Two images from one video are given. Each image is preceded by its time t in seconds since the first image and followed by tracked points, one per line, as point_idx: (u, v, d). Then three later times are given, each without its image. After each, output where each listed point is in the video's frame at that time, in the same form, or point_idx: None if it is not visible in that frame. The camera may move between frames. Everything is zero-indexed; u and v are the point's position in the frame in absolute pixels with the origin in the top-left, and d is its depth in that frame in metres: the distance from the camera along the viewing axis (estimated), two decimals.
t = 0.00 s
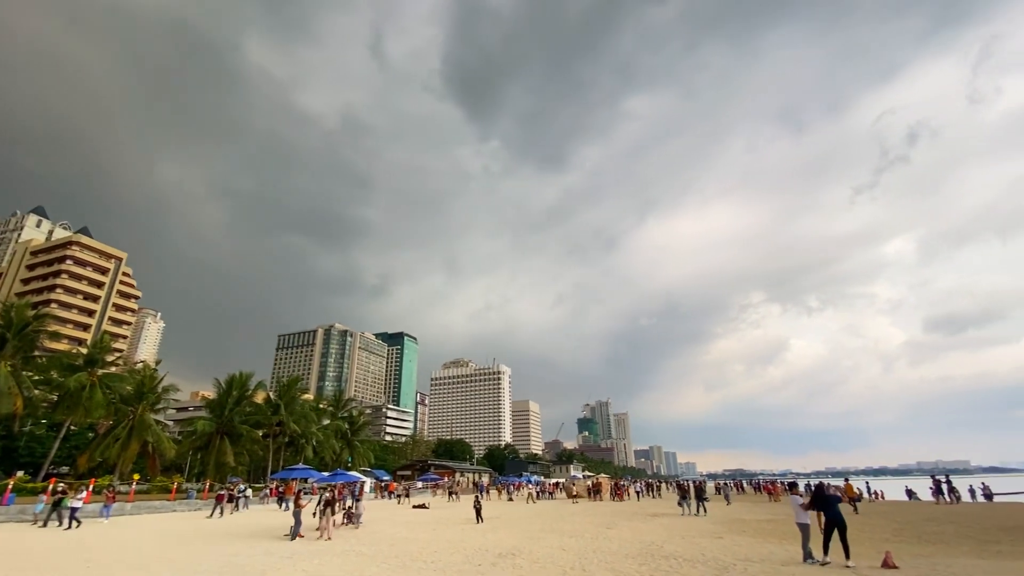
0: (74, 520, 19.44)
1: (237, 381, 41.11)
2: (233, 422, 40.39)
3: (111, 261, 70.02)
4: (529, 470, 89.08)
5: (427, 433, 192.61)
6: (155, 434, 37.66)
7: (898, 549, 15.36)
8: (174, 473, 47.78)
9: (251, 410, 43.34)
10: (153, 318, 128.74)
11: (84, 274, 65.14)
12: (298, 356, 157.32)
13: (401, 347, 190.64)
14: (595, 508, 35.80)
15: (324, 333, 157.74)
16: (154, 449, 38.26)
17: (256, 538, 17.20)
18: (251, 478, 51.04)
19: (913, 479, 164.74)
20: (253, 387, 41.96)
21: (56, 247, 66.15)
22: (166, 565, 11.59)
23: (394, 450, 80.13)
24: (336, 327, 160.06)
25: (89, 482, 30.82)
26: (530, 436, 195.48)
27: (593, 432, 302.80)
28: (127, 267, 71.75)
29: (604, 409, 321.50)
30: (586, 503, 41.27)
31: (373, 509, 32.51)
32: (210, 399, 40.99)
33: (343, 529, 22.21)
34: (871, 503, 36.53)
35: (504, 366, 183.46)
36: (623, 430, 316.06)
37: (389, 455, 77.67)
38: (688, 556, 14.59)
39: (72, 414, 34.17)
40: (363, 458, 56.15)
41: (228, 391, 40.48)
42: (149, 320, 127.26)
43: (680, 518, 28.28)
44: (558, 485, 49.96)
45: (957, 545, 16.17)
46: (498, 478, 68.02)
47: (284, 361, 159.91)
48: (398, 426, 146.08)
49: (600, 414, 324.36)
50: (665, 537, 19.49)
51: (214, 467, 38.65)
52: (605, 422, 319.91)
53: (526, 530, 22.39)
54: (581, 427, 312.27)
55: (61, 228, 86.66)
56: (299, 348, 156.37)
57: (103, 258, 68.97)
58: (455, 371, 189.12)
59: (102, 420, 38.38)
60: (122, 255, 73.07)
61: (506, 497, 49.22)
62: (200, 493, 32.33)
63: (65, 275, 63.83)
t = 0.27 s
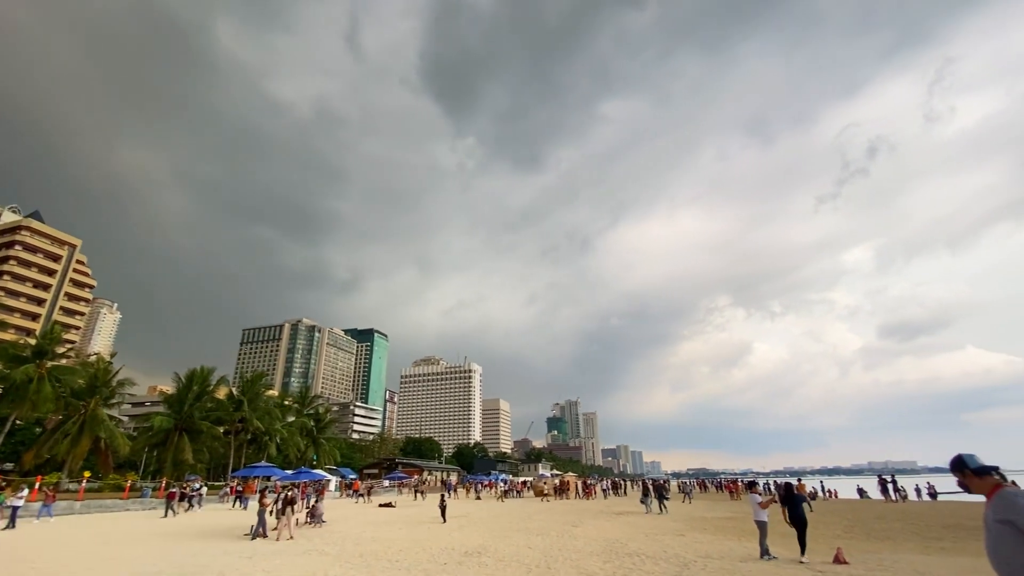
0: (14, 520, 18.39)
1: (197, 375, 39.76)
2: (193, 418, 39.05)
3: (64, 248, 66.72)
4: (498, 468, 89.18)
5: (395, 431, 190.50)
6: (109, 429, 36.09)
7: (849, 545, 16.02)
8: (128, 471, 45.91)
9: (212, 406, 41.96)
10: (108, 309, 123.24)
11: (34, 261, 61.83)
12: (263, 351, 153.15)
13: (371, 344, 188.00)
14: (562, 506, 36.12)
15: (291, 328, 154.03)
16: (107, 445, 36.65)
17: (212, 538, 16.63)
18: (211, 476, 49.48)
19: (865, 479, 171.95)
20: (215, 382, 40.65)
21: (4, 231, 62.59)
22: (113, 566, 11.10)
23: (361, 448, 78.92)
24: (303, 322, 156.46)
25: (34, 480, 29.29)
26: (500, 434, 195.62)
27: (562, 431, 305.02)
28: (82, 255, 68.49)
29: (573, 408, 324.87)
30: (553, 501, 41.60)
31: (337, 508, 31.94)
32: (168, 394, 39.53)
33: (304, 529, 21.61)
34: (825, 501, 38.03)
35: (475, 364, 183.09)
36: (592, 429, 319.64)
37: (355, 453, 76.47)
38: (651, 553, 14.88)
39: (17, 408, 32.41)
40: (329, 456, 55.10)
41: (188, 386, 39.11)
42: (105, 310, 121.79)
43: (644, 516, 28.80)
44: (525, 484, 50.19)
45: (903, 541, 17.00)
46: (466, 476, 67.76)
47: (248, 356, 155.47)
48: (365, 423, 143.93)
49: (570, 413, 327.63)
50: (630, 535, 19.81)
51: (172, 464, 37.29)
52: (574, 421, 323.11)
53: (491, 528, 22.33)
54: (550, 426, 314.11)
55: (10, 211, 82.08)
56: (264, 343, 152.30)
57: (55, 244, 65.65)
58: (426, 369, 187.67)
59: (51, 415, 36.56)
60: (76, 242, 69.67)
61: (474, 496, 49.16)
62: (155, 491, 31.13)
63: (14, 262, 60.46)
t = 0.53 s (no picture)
0: None
1: (156, 369, 38.33)
2: (151, 414, 37.63)
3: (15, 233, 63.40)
4: (467, 467, 89.01)
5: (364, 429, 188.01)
6: (59, 425, 34.42)
7: (804, 542, 16.62)
8: (80, 468, 44.03)
9: (171, 401, 40.52)
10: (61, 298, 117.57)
11: None
12: (227, 345, 148.69)
13: (341, 340, 184.84)
14: (529, 505, 36.31)
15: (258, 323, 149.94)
16: (56, 441, 34.99)
17: (168, 538, 16.07)
18: (169, 473, 47.88)
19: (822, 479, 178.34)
20: (176, 376, 39.28)
21: None
22: (61, 567, 10.68)
23: (328, 446, 77.61)
24: (270, 316, 152.51)
25: None
26: (470, 432, 195.28)
27: (532, 429, 307.02)
28: (34, 241, 65.17)
29: (544, 407, 326.94)
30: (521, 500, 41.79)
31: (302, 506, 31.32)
32: (125, 389, 37.98)
33: (266, 528, 21.06)
34: (784, 499, 39.32)
35: (447, 362, 182.12)
36: (562, 428, 322.79)
37: (322, 451, 75.14)
38: (616, 550, 15.13)
39: None
40: (294, 454, 53.92)
41: (146, 380, 37.65)
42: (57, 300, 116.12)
43: (609, 514, 29.24)
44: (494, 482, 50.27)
45: (854, 538, 17.79)
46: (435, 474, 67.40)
47: (212, 350, 150.73)
48: (333, 421, 141.45)
49: (540, 412, 329.65)
50: (596, 533, 20.07)
51: (126, 461, 35.86)
52: (545, 420, 325.24)
53: (459, 527, 22.28)
54: (520, 424, 315.55)
55: None
56: (229, 338, 147.92)
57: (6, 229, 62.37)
58: (397, 366, 185.64)
59: None
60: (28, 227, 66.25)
61: (442, 494, 48.94)
62: (108, 489, 29.90)
63: None
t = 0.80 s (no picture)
0: None
1: (115, 362, 36.86)
2: (108, 408, 36.15)
3: None
4: (437, 465, 88.61)
5: (333, 426, 184.97)
6: (7, 419, 32.73)
7: (764, 538, 17.19)
8: (29, 465, 42.01)
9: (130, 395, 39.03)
10: (12, 287, 111.68)
11: None
12: (191, 339, 143.87)
13: (311, 335, 181.30)
14: (498, 503, 36.45)
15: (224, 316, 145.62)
16: (4, 436, 33.27)
17: (124, 537, 15.55)
18: (126, 470, 46.09)
19: (784, 478, 184.00)
20: (135, 370, 37.84)
21: None
22: (15, 568, 10.30)
23: (295, 443, 76.10)
24: (238, 309, 148.27)
25: None
26: (441, 430, 194.37)
27: (504, 428, 307.48)
28: None
29: (516, 406, 327.80)
30: (491, 497, 41.86)
31: (267, 504, 30.65)
32: (80, 382, 36.38)
33: (228, 527, 20.57)
34: (746, 497, 40.52)
35: (419, 359, 180.69)
36: (533, 426, 324.33)
37: (289, 448, 73.64)
38: (583, 547, 15.35)
39: None
40: (259, 451, 52.61)
41: (103, 373, 36.13)
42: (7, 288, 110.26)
43: (577, 512, 29.64)
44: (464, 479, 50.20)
45: (810, 534, 18.50)
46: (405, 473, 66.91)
47: (174, 343, 145.68)
48: (300, 418, 138.55)
49: (512, 411, 330.46)
50: (564, 530, 20.29)
51: (80, 458, 34.37)
52: (517, 418, 326.17)
53: (427, 525, 22.21)
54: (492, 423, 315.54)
55: None
56: (193, 331, 143.22)
57: None
58: (368, 363, 183.19)
59: None
60: None
61: (411, 492, 48.62)
62: (60, 487, 28.62)
63: None
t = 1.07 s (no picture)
0: None
1: (71, 354, 35.31)
2: (62, 403, 34.62)
3: None
4: (409, 462, 87.96)
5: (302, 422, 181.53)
6: None
7: (728, 535, 17.64)
8: None
9: (87, 389, 37.48)
10: None
11: None
12: (154, 331, 138.93)
13: (281, 330, 177.27)
14: (469, 501, 36.46)
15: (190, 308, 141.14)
16: None
17: (76, 535, 14.98)
18: (82, 467, 44.29)
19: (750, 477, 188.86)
20: (93, 362, 36.34)
21: None
22: None
23: (262, 440, 74.44)
24: (204, 302, 143.84)
25: None
26: (413, 427, 192.90)
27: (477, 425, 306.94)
28: None
29: (489, 403, 327.55)
30: (462, 496, 41.73)
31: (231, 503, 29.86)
32: (32, 374, 34.73)
33: (189, 525, 19.97)
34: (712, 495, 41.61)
35: (392, 356, 178.69)
36: (506, 424, 324.81)
37: (255, 445, 71.93)
38: (552, 545, 15.46)
39: None
40: (224, 448, 51.22)
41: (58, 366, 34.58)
42: None
43: (546, 510, 29.82)
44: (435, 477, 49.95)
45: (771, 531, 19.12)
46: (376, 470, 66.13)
47: (136, 336, 140.50)
48: (268, 414, 135.42)
49: (486, 409, 330.22)
50: (533, 528, 20.45)
51: (31, 454, 32.84)
52: (490, 416, 325.97)
53: (397, 523, 22.03)
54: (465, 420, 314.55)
55: None
56: (156, 323, 138.32)
57: None
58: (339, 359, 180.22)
59: None
60: None
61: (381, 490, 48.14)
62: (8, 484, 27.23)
63: None
